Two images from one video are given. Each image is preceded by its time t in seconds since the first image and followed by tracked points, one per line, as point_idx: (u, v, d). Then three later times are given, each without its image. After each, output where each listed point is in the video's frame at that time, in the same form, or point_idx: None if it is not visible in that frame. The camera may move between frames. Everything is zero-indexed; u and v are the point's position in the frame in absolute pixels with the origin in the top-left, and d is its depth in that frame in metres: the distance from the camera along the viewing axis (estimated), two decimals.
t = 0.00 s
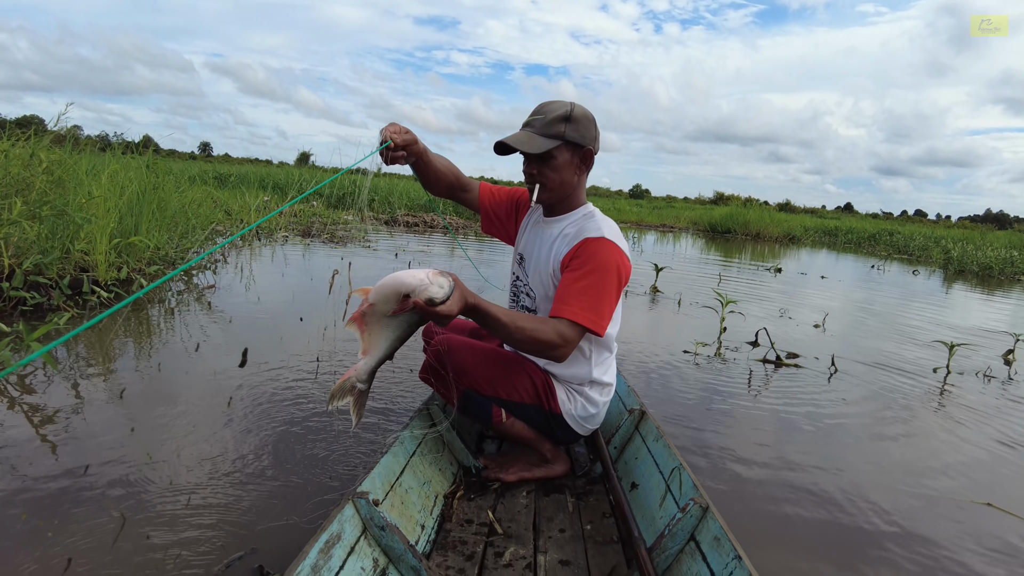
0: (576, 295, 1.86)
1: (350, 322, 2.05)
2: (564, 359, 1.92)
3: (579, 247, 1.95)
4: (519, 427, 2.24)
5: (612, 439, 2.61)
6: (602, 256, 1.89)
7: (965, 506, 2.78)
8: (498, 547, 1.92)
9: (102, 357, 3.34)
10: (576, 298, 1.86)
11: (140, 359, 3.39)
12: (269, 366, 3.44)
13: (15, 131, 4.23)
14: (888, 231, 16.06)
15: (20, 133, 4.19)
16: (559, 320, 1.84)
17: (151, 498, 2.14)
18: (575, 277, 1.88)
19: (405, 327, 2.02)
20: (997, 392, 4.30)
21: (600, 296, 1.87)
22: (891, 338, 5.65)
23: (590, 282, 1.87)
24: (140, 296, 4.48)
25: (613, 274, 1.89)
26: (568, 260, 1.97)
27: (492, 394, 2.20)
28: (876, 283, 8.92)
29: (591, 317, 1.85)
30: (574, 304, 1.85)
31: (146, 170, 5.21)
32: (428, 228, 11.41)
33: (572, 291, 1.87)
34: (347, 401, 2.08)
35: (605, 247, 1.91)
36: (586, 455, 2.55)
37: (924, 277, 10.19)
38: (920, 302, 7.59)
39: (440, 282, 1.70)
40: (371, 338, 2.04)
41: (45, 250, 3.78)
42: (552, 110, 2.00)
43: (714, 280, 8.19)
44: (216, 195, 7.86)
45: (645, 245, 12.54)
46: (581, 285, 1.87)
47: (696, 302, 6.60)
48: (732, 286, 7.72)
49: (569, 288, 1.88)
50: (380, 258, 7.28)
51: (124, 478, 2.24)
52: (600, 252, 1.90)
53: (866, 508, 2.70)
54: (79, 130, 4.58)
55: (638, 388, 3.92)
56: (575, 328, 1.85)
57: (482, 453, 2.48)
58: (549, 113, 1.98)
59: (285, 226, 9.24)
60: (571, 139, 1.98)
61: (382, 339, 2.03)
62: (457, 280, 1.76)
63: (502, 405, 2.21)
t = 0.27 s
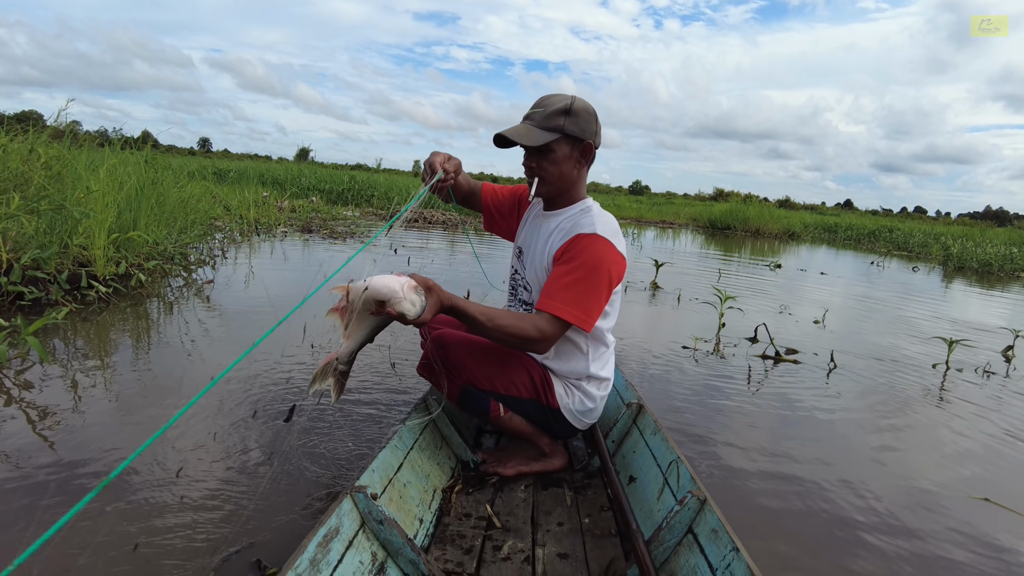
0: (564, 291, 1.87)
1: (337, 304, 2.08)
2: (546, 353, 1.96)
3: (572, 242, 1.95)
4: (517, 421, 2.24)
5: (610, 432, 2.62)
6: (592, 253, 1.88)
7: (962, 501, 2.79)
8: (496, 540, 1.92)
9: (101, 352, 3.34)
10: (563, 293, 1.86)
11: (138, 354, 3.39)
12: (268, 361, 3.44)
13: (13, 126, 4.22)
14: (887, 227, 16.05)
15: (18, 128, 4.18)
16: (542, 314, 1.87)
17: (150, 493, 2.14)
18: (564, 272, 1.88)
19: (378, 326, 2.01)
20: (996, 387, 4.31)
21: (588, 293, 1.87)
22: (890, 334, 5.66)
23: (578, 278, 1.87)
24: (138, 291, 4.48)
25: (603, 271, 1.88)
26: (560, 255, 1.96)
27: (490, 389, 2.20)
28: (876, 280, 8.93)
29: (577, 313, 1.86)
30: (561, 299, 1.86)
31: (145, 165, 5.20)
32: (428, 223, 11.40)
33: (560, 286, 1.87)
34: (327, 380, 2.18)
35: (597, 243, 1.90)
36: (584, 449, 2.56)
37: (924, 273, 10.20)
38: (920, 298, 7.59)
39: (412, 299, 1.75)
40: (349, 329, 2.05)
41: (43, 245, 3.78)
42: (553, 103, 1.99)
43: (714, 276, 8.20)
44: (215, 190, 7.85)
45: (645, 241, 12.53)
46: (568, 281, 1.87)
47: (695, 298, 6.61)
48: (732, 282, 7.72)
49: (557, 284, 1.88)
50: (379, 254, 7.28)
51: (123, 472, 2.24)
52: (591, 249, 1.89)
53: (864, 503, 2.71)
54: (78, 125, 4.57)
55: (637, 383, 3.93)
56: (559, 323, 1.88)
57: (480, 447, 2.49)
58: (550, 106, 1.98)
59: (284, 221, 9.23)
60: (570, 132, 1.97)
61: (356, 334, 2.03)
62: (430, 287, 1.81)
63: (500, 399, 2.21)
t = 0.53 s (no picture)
0: (553, 286, 1.88)
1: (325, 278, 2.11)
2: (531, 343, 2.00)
3: (567, 237, 1.94)
4: (516, 416, 2.24)
5: (608, 427, 2.62)
6: (587, 250, 1.88)
7: (961, 496, 2.80)
8: (496, 535, 1.93)
9: (100, 347, 3.34)
10: (553, 288, 1.88)
11: (138, 349, 3.39)
12: (267, 356, 3.45)
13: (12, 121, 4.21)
14: (888, 224, 16.04)
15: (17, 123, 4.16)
16: (529, 307, 1.90)
17: (151, 488, 2.15)
18: (557, 266, 1.89)
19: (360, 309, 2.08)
20: (995, 384, 4.31)
21: (577, 289, 1.88)
22: (890, 330, 5.66)
23: (570, 274, 1.88)
24: (137, 286, 4.48)
25: (596, 268, 1.88)
26: (555, 250, 1.96)
27: (489, 383, 2.20)
28: (876, 276, 8.93)
29: (565, 308, 1.88)
30: (550, 293, 1.88)
31: (144, 160, 5.18)
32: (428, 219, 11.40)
33: (550, 281, 1.88)
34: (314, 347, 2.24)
35: (592, 240, 1.89)
36: (583, 443, 2.57)
37: (924, 270, 10.21)
38: (920, 294, 7.59)
39: (392, 296, 1.86)
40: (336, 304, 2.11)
41: (42, 240, 3.77)
42: (553, 97, 1.99)
43: (713, 272, 8.20)
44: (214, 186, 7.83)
45: (645, 237, 12.53)
46: (559, 276, 1.88)
47: (695, 294, 6.60)
48: (732, 278, 7.72)
49: (548, 277, 1.89)
50: (379, 249, 7.28)
51: (124, 468, 2.25)
52: (586, 245, 1.88)
53: (863, 499, 2.72)
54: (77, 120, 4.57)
55: (636, 379, 3.93)
56: (546, 318, 1.90)
57: (479, 442, 2.49)
58: (550, 100, 1.98)
59: (284, 217, 9.22)
60: (569, 126, 1.97)
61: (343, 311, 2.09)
62: (413, 283, 1.95)
63: (499, 394, 2.20)
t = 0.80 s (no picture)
0: (552, 281, 1.88)
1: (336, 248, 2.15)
2: (529, 339, 2.00)
3: (564, 231, 1.94)
4: (514, 411, 2.24)
5: (606, 422, 2.63)
6: (585, 244, 1.87)
7: (959, 492, 2.80)
8: (494, 530, 1.93)
9: (98, 342, 3.34)
10: (550, 283, 1.88)
11: (136, 344, 3.39)
12: (265, 352, 3.45)
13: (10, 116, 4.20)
14: (888, 221, 16.02)
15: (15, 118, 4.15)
16: (528, 302, 1.90)
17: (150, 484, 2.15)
18: (555, 261, 1.89)
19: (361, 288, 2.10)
20: (994, 381, 4.31)
21: (575, 285, 1.88)
22: (890, 327, 5.66)
23: (568, 269, 1.87)
24: (136, 281, 4.48)
25: (594, 262, 1.88)
26: (553, 245, 1.96)
27: (487, 378, 2.20)
28: (876, 272, 8.93)
29: (563, 303, 1.88)
30: (548, 288, 1.88)
31: (143, 155, 5.17)
32: (427, 215, 11.38)
33: (548, 276, 1.88)
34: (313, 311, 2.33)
35: (590, 235, 1.88)
36: (581, 438, 2.57)
37: (924, 266, 10.21)
38: (919, 291, 7.58)
39: (385, 278, 1.81)
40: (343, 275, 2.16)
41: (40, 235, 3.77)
42: (551, 92, 1.99)
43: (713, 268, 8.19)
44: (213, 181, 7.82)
45: (644, 233, 12.52)
46: (557, 271, 1.88)
47: (694, 291, 6.60)
48: (731, 275, 7.72)
49: (547, 272, 1.89)
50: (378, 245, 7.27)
51: (122, 464, 2.25)
52: (584, 240, 1.88)
53: (860, 495, 2.72)
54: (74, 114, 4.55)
55: (635, 375, 3.93)
56: (544, 313, 1.90)
57: (477, 437, 2.49)
58: (547, 94, 1.98)
59: (283, 212, 9.20)
60: (567, 121, 1.96)
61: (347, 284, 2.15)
62: (413, 273, 1.90)
63: (497, 389, 2.20)
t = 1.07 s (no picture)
0: (549, 275, 1.88)
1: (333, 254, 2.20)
2: (527, 334, 1.99)
3: (561, 227, 1.93)
4: (512, 408, 2.24)
5: (604, 419, 2.63)
6: (582, 239, 1.87)
7: (956, 489, 2.81)
8: (491, 527, 1.93)
9: (97, 338, 3.34)
10: (548, 277, 1.88)
11: (135, 340, 3.40)
12: (264, 348, 3.45)
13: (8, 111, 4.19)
14: (888, 218, 16.00)
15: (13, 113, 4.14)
16: (525, 296, 1.90)
17: (147, 480, 2.16)
18: (552, 257, 1.89)
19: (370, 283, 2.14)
20: (993, 378, 4.31)
21: (573, 279, 1.88)
22: (889, 324, 5.66)
23: (566, 264, 1.87)
24: (134, 277, 4.47)
25: (591, 257, 1.88)
26: (550, 241, 1.95)
27: (485, 374, 2.20)
28: (875, 270, 8.92)
29: (561, 298, 1.88)
30: (545, 283, 1.88)
31: (141, 151, 5.16)
32: (426, 211, 11.37)
33: (546, 270, 1.88)
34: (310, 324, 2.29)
35: (587, 230, 1.88)
36: (578, 435, 2.58)
37: (924, 263, 10.20)
38: (919, 288, 7.57)
39: (381, 250, 1.87)
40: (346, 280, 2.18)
41: (38, 231, 3.76)
42: (547, 89, 1.98)
43: (712, 265, 8.19)
44: (212, 177, 7.81)
45: (644, 230, 12.52)
46: (555, 265, 1.88)
47: (694, 287, 6.59)
48: (730, 272, 7.71)
49: (544, 266, 1.89)
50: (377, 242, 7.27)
51: (120, 461, 2.25)
52: (581, 235, 1.88)
53: (858, 491, 2.72)
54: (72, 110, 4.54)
55: (633, 371, 3.93)
56: (542, 307, 1.90)
57: (474, 434, 2.50)
58: (543, 92, 1.97)
59: (282, 208, 9.18)
60: (563, 118, 1.95)
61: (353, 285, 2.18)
62: (410, 259, 1.95)
63: (495, 386, 2.20)
